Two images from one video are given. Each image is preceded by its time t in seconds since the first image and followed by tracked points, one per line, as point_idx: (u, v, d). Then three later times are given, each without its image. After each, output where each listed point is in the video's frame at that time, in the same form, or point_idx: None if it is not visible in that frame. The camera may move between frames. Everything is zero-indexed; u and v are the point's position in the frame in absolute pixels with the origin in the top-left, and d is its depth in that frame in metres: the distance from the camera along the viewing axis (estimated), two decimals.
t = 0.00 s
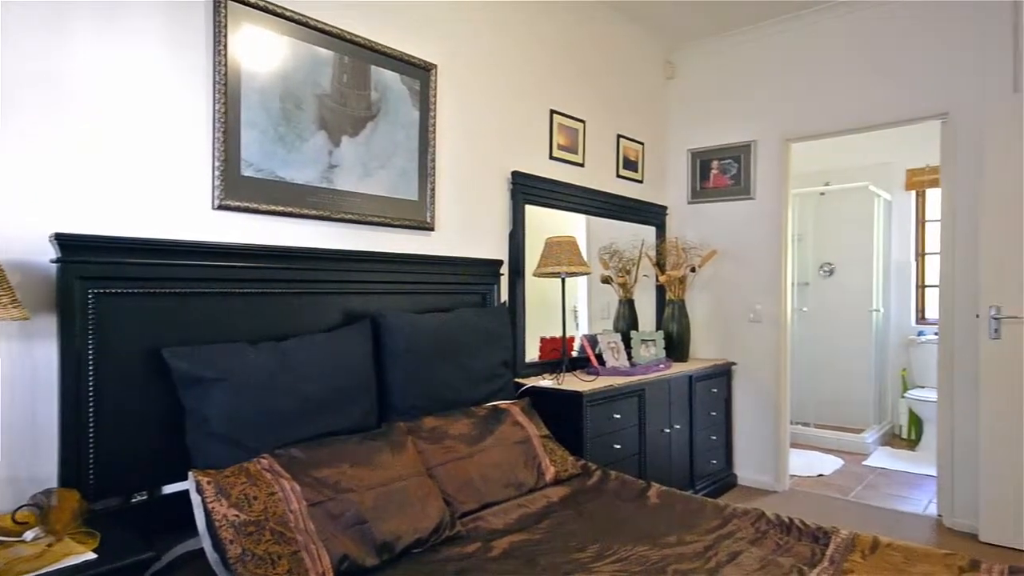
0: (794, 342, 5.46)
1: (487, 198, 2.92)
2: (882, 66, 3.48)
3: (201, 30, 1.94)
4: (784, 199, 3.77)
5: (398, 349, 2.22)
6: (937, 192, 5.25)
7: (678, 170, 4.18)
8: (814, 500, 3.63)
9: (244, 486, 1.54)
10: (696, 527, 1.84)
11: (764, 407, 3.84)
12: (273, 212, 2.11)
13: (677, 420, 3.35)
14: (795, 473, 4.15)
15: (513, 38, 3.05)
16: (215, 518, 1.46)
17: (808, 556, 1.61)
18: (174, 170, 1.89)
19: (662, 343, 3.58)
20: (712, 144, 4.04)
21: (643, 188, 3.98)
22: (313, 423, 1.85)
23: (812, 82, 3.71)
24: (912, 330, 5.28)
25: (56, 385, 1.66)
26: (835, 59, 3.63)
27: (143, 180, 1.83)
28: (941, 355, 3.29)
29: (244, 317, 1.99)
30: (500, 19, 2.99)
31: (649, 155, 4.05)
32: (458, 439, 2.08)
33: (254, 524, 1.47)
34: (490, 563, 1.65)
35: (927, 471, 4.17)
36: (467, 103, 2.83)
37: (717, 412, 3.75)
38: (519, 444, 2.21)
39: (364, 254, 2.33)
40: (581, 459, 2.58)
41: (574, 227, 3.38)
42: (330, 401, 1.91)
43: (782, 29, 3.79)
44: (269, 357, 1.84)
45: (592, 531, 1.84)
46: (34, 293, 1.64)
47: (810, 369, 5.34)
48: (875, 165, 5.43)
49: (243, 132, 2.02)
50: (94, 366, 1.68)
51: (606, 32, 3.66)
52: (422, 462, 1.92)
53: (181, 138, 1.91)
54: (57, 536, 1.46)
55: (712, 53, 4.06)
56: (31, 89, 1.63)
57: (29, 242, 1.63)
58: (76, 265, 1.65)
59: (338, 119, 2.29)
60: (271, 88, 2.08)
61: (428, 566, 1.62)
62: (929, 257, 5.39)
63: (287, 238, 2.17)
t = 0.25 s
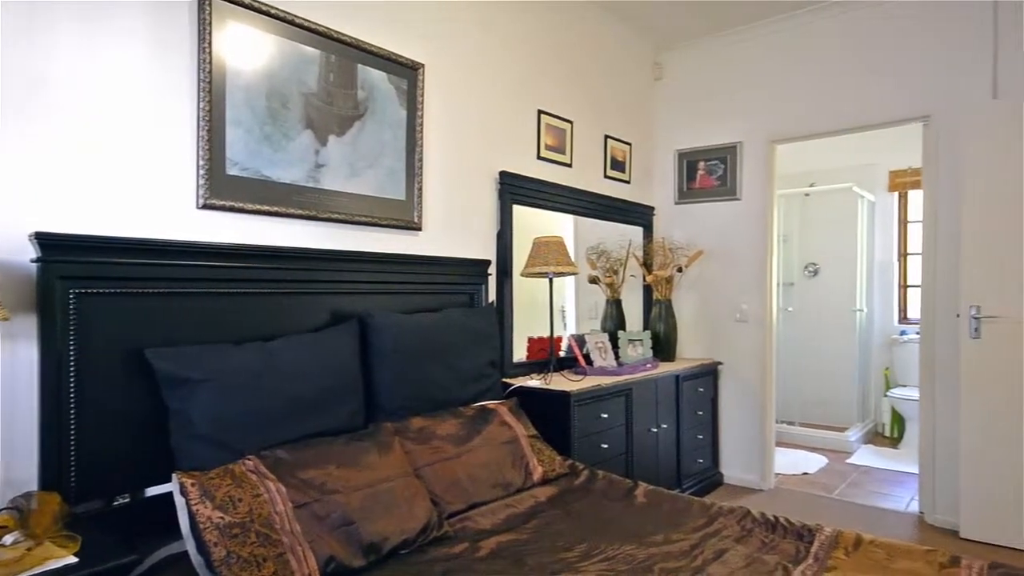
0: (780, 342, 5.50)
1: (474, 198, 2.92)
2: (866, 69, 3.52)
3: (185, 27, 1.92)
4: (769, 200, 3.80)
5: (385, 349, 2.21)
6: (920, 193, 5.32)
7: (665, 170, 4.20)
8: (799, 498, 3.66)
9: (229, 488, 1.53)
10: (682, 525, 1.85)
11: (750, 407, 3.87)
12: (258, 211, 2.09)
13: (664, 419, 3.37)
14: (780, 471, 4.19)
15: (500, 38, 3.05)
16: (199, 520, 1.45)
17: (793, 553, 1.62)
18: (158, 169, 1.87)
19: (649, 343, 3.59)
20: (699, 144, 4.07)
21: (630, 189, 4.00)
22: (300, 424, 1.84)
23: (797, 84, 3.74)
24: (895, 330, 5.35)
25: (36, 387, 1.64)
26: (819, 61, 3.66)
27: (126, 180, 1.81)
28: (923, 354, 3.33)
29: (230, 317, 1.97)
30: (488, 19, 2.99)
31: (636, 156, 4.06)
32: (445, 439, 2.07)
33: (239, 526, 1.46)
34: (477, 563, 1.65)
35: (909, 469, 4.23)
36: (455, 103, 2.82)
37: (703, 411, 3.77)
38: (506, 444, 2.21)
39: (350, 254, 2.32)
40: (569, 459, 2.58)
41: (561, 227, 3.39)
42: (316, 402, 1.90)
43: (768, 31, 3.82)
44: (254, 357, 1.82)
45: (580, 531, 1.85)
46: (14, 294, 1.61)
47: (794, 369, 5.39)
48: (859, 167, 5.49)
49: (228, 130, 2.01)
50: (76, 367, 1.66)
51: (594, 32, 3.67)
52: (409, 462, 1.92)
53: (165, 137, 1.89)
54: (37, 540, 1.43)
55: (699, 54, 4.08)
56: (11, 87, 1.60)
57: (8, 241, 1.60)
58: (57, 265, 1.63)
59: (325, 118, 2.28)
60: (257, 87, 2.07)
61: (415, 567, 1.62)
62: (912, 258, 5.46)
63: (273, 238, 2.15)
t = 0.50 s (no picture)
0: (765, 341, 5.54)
1: (462, 198, 2.92)
2: (849, 71, 3.55)
3: (168, 24, 1.91)
4: (755, 201, 3.83)
5: (371, 350, 2.21)
6: (902, 194, 5.38)
7: (652, 171, 4.22)
8: (784, 496, 3.69)
9: (214, 490, 1.51)
10: (668, 524, 1.86)
11: (735, 406, 3.89)
12: (243, 211, 2.08)
13: (651, 419, 3.38)
14: (766, 470, 4.22)
15: (487, 38, 3.05)
16: (183, 522, 1.44)
17: (778, 550, 1.64)
18: (140, 168, 1.86)
19: (635, 342, 3.61)
20: (685, 145, 4.09)
21: (617, 189, 4.01)
22: (286, 424, 1.83)
23: (782, 86, 3.77)
24: (878, 329, 5.42)
25: (15, 389, 1.60)
26: (804, 63, 3.69)
27: (109, 178, 1.79)
28: (905, 354, 3.37)
29: (214, 317, 1.96)
30: (475, 20, 2.99)
31: (623, 156, 4.07)
32: (432, 440, 2.07)
33: (224, 528, 1.45)
34: (464, 563, 1.65)
35: (892, 466, 4.28)
36: (442, 103, 2.82)
37: (690, 410, 3.79)
38: (494, 444, 2.21)
39: (337, 254, 2.31)
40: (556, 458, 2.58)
41: (549, 227, 3.39)
42: (302, 403, 1.89)
43: (753, 33, 3.85)
44: (239, 358, 1.81)
45: (567, 530, 1.85)
46: None
47: (780, 368, 5.43)
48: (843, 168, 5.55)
49: (212, 129, 1.99)
50: (56, 369, 1.64)
51: (581, 33, 3.67)
52: (395, 463, 1.91)
53: (148, 135, 1.87)
54: (17, 544, 1.40)
55: (685, 55, 4.10)
56: None
57: None
58: (37, 264, 1.61)
59: (311, 117, 2.26)
60: (241, 85, 2.05)
61: (402, 568, 1.61)
62: (894, 258, 5.52)
63: (258, 238, 2.14)
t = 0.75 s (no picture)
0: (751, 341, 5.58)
1: (449, 197, 2.91)
2: (833, 73, 3.59)
3: (151, 21, 1.88)
4: (740, 201, 3.86)
5: (358, 350, 2.20)
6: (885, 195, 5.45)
7: (639, 171, 4.24)
8: (769, 494, 3.72)
9: (197, 492, 1.50)
10: (655, 523, 1.87)
11: (722, 405, 3.92)
12: (228, 210, 2.06)
13: (638, 418, 3.39)
14: (751, 468, 4.25)
15: (474, 38, 3.05)
16: (166, 525, 1.42)
17: (762, 548, 1.65)
18: (123, 166, 1.83)
19: (623, 342, 3.61)
20: (672, 146, 4.11)
21: (605, 189, 4.02)
22: (271, 425, 1.82)
23: (768, 87, 3.79)
24: (861, 329, 5.48)
25: None
26: (789, 65, 3.73)
27: (90, 177, 1.77)
28: (887, 353, 3.41)
29: (198, 317, 1.94)
30: (462, 19, 2.99)
31: (610, 157, 4.09)
32: (419, 440, 2.06)
33: (208, 531, 1.43)
34: (451, 564, 1.65)
35: (875, 464, 4.33)
36: (429, 102, 2.81)
37: (676, 410, 3.81)
38: (481, 444, 2.21)
39: (323, 253, 2.30)
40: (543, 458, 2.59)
41: (536, 227, 3.40)
42: (287, 403, 1.88)
43: (739, 35, 3.88)
44: (223, 358, 1.79)
45: (554, 530, 1.85)
46: None
47: (765, 367, 5.47)
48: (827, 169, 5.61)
49: (196, 127, 1.97)
50: (35, 370, 1.62)
51: (568, 33, 3.68)
52: (382, 463, 1.91)
53: (131, 132, 1.85)
54: None
55: (672, 56, 4.12)
56: None
57: None
58: (15, 263, 1.58)
59: (297, 116, 2.25)
60: (226, 83, 2.04)
61: (388, 569, 1.61)
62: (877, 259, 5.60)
63: (243, 237, 2.12)
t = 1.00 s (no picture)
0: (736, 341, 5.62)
1: (436, 197, 2.91)
2: (816, 75, 3.62)
3: (133, 17, 1.86)
4: (726, 202, 3.88)
5: (344, 350, 2.19)
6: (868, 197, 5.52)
7: (626, 171, 4.25)
8: (755, 493, 3.74)
9: (181, 495, 1.48)
10: (642, 522, 1.88)
11: (707, 404, 3.94)
12: (212, 209, 2.04)
13: (624, 418, 3.41)
14: (736, 467, 4.28)
15: (461, 38, 3.05)
16: (149, 528, 1.40)
17: (747, 545, 1.66)
18: (104, 164, 1.81)
19: (609, 342, 3.62)
20: (659, 146, 4.13)
21: (592, 189, 4.03)
22: (255, 427, 1.80)
23: (753, 89, 3.82)
24: (845, 328, 5.55)
25: None
26: (774, 67, 3.75)
27: (70, 176, 1.74)
28: (870, 352, 3.45)
29: (181, 318, 1.92)
30: (449, 19, 2.98)
31: (597, 157, 4.10)
32: (406, 440, 2.06)
33: (191, 533, 1.42)
34: (437, 565, 1.64)
35: (858, 462, 4.38)
36: (416, 102, 2.80)
37: (662, 409, 3.83)
38: (468, 445, 2.21)
39: (309, 253, 2.29)
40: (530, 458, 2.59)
41: (523, 227, 3.40)
42: (272, 404, 1.86)
43: (724, 37, 3.90)
44: (207, 358, 1.78)
45: (540, 530, 1.85)
46: None
47: (750, 367, 5.52)
48: (811, 171, 5.66)
49: (180, 125, 1.95)
50: (14, 371, 1.59)
51: (555, 34, 3.69)
52: (368, 464, 1.90)
53: (112, 130, 1.82)
54: None
55: (658, 56, 4.14)
56: None
57: None
58: None
59: (282, 114, 2.24)
60: (210, 80, 2.02)
61: (374, 570, 1.60)
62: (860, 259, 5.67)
63: (227, 237, 2.10)
